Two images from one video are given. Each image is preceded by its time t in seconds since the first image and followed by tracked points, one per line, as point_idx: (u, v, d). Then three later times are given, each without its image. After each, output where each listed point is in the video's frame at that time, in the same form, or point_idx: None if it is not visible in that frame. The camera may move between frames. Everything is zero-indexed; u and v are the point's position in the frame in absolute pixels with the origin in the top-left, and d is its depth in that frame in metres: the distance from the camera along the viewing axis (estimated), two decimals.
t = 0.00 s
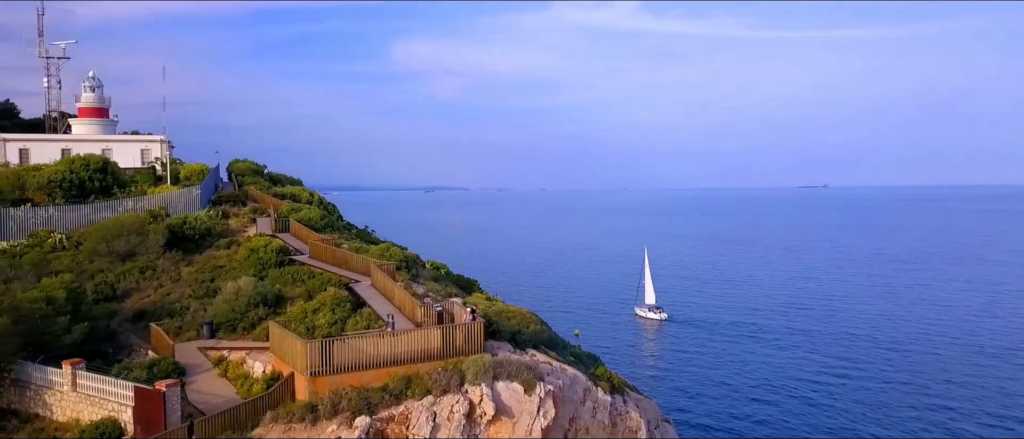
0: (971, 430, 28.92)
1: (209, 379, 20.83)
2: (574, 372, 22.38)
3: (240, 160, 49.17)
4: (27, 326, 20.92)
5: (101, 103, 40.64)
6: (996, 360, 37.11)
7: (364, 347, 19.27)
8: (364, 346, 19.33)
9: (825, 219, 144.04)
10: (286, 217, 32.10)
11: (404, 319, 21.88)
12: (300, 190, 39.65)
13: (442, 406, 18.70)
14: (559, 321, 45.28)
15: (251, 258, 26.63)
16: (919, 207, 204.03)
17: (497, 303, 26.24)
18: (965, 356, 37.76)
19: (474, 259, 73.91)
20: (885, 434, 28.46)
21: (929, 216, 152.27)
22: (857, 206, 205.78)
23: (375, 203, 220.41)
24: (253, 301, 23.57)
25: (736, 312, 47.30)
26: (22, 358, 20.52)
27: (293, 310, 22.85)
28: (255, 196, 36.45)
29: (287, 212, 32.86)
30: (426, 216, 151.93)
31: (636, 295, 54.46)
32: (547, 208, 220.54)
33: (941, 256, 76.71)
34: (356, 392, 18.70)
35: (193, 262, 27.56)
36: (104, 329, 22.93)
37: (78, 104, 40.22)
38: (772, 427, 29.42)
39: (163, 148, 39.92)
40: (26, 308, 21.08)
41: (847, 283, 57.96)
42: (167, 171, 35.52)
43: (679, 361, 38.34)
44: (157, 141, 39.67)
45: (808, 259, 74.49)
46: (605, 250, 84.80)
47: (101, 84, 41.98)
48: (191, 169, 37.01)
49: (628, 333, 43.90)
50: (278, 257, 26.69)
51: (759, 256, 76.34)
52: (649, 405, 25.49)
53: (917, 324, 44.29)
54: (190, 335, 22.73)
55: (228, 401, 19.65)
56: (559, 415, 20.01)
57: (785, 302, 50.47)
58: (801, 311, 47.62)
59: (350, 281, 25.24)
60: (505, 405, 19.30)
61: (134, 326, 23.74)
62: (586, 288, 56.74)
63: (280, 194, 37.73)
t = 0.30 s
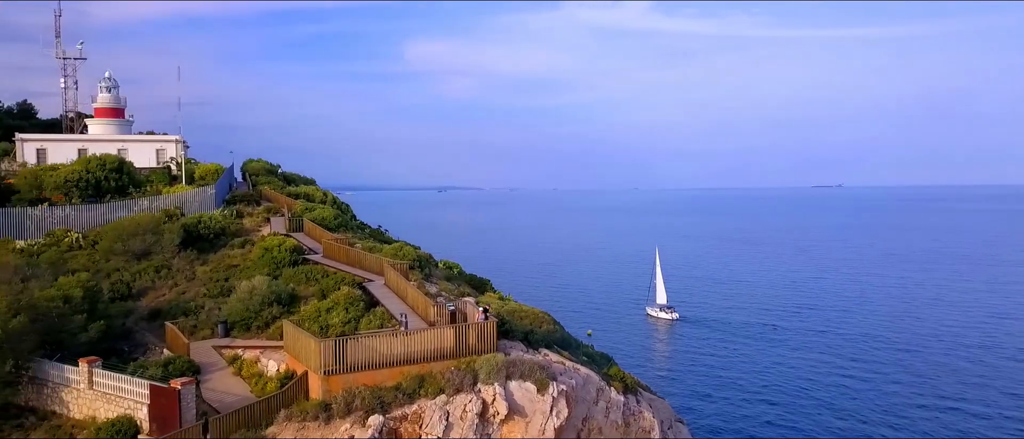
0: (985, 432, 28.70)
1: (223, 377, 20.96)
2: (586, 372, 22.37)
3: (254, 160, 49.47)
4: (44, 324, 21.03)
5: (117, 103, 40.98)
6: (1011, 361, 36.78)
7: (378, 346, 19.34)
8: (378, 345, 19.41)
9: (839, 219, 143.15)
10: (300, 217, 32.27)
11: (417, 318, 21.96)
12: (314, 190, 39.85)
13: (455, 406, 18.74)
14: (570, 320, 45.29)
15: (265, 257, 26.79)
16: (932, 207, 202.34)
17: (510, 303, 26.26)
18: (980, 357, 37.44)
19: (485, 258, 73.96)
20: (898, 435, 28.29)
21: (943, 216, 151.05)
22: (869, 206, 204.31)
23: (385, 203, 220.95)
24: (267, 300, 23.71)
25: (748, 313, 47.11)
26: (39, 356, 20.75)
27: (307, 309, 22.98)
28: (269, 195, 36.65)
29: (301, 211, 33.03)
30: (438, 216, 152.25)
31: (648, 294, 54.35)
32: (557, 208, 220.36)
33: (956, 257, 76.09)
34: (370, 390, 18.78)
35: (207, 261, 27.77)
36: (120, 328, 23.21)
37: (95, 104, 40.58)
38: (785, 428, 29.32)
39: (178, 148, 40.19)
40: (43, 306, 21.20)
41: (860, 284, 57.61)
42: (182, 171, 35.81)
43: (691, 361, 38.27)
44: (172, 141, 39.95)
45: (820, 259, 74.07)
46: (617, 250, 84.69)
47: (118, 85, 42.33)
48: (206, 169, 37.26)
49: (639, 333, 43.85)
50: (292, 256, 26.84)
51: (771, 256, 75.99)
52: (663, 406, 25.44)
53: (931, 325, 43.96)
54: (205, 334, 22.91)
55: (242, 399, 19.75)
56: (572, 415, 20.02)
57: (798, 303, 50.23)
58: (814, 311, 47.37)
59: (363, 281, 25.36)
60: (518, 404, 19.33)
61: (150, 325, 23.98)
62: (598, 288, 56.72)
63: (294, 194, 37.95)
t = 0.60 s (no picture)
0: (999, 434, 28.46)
1: (237, 375, 21.09)
2: (599, 372, 22.36)
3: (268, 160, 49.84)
4: (61, 323, 21.21)
5: (133, 104, 41.33)
6: None
7: (390, 345, 19.42)
8: (391, 344, 19.48)
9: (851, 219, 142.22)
10: (313, 216, 32.45)
11: (430, 318, 22.05)
12: (327, 190, 40.04)
13: (468, 405, 18.78)
14: (581, 320, 45.29)
15: (279, 256, 26.95)
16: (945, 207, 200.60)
17: (523, 302, 26.29)
18: (995, 359, 37.14)
19: (495, 258, 74.01)
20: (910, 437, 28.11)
21: (958, 216, 149.73)
22: (882, 205, 202.87)
23: (394, 203, 221.43)
24: (281, 300, 23.84)
25: (760, 313, 46.95)
26: (56, 354, 20.98)
27: (321, 308, 23.11)
28: (283, 195, 36.87)
29: (315, 211, 33.19)
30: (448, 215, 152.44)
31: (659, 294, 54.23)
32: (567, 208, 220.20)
33: (971, 258, 75.45)
34: (383, 390, 18.86)
35: (222, 260, 27.97)
36: (135, 326, 23.44)
37: (110, 105, 40.91)
38: (797, 428, 29.23)
39: (192, 148, 40.41)
40: (60, 305, 21.39)
41: (874, 284, 57.23)
42: (197, 171, 36.09)
43: (702, 361, 38.21)
44: (186, 141, 40.18)
45: (834, 260, 73.59)
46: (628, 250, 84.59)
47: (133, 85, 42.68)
48: (220, 168, 37.51)
49: (650, 333, 43.80)
50: (306, 255, 26.98)
51: (784, 256, 75.66)
52: (676, 406, 25.38)
53: (945, 326, 43.64)
54: (219, 332, 23.07)
55: (255, 397, 19.87)
56: (584, 415, 20.04)
57: (811, 303, 49.97)
58: (826, 312, 47.14)
59: (376, 280, 25.49)
60: (530, 404, 19.36)
61: (165, 323, 24.20)
62: (609, 288, 56.69)
63: (308, 193, 38.14)
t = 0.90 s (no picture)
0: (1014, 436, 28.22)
1: (251, 374, 21.22)
2: (612, 372, 22.34)
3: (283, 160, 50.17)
4: (77, 321, 21.40)
5: (148, 104, 41.68)
6: None
7: (404, 344, 19.48)
8: (404, 343, 19.54)
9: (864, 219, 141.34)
10: (327, 216, 32.60)
11: (443, 317, 22.11)
12: (340, 190, 40.20)
13: (480, 404, 18.83)
14: (592, 319, 45.30)
15: (293, 255, 27.09)
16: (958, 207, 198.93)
17: (536, 302, 26.29)
18: (1010, 361, 36.79)
19: (507, 257, 74.12)
20: None
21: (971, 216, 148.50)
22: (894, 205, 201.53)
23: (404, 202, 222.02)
24: (294, 299, 23.96)
25: (772, 314, 46.76)
26: (72, 352, 21.19)
27: (334, 307, 23.22)
28: (296, 194, 37.06)
29: (328, 210, 33.35)
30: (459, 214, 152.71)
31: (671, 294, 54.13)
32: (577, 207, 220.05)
33: (986, 258, 74.78)
34: (396, 389, 18.93)
35: (236, 259, 28.15)
36: (151, 325, 23.66)
37: (125, 105, 41.24)
38: (808, 430, 29.11)
39: (207, 148, 40.47)
40: (76, 304, 21.58)
41: (887, 285, 56.87)
42: (211, 170, 36.37)
43: (713, 361, 38.12)
44: (201, 141, 40.29)
45: (846, 260, 73.16)
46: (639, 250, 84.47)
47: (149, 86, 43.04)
48: (234, 168, 37.76)
49: (661, 333, 43.74)
50: (319, 255, 27.11)
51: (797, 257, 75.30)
52: (689, 406, 25.32)
53: (960, 327, 43.28)
54: (233, 331, 23.22)
55: (269, 396, 19.99)
56: (597, 415, 20.05)
57: (823, 304, 49.69)
58: (839, 313, 46.89)
59: (389, 279, 25.59)
60: (543, 403, 19.37)
61: (180, 322, 24.41)
62: (620, 288, 56.65)
63: (321, 193, 38.31)
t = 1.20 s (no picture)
0: None
1: (265, 372, 21.33)
2: (625, 372, 22.31)
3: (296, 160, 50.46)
4: (93, 319, 21.60)
5: (163, 104, 41.98)
6: None
7: (417, 343, 19.52)
8: (417, 342, 19.59)
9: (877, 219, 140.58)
10: (340, 215, 32.77)
11: (455, 316, 22.18)
12: (353, 189, 40.38)
13: (493, 403, 18.87)
14: (603, 319, 45.30)
15: (306, 254, 27.24)
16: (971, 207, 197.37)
17: (548, 301, 26.30)
18: None
19: (518, 257, 74.22)
20: None
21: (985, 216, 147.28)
22: (908, 205, 199.99)
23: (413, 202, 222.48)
24: (307, 297, 24.08)
25: (785, 314, 46.56)
26: (88, 350, 21.40)
27: (347, 306, 23.34)
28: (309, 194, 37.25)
29: (341, 210, 33.52)
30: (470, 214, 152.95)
31: (682, 294, 54.02)
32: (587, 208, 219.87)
33: (1001, 259, 74.13)
34: (408, 387, 18.99)
35: (250, 258, 28.33)
36: (166, 323, 23.86)
37: (141, 105, 41.59)
38: (820, 431, 28.99)
39: (221, 148, 40.77)
40: (92, 302, 21.77)
41: (901, 286, 56.53)
42: (225, 170, 36.61)
43: (724, 361, 38.03)
44: (215, 141, 40.57)
45: (858, 260, 72.76)
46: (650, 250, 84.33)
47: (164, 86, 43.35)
48: (248, 167, 37.99)
49: (672, 333, 43.68)
50: (332, 254, 27.25)
51: (809, 257, 74.95)
52: (702, 406, 25.24)
53: (974, 328, 42.95)
54: (247, 330, 23.34)
55: (283, 394, 20.10)
56: (610, 414, 20.05)
57: (836, 304, 49.45)
58: (851, 314, 46.64)
59: (402, 278, 25.69)
60: (556, 402, 19.39)
61: (194, 320, 24.59)
62: (632, 288, 56.61)
63: (335, 192, 38.49)
